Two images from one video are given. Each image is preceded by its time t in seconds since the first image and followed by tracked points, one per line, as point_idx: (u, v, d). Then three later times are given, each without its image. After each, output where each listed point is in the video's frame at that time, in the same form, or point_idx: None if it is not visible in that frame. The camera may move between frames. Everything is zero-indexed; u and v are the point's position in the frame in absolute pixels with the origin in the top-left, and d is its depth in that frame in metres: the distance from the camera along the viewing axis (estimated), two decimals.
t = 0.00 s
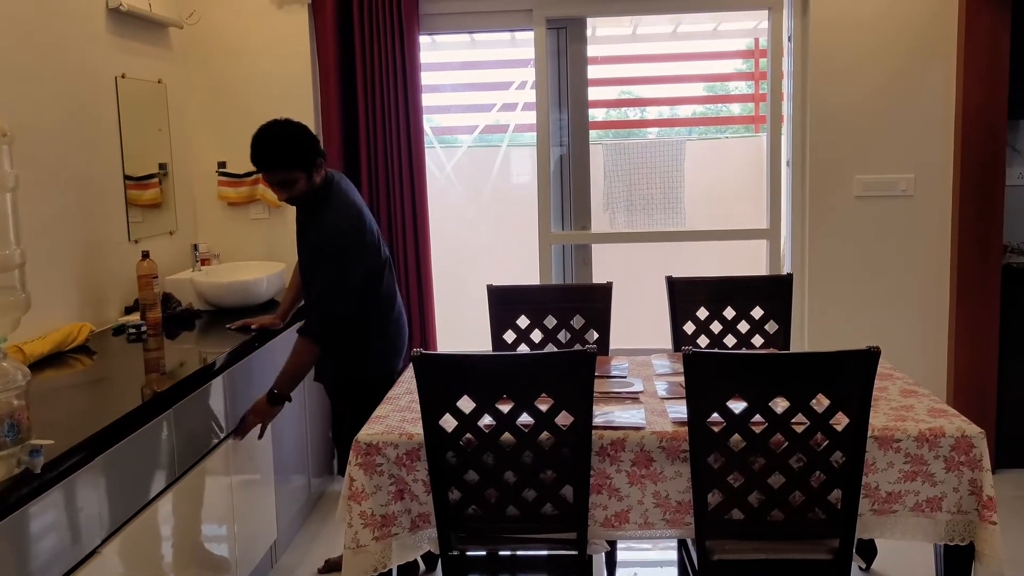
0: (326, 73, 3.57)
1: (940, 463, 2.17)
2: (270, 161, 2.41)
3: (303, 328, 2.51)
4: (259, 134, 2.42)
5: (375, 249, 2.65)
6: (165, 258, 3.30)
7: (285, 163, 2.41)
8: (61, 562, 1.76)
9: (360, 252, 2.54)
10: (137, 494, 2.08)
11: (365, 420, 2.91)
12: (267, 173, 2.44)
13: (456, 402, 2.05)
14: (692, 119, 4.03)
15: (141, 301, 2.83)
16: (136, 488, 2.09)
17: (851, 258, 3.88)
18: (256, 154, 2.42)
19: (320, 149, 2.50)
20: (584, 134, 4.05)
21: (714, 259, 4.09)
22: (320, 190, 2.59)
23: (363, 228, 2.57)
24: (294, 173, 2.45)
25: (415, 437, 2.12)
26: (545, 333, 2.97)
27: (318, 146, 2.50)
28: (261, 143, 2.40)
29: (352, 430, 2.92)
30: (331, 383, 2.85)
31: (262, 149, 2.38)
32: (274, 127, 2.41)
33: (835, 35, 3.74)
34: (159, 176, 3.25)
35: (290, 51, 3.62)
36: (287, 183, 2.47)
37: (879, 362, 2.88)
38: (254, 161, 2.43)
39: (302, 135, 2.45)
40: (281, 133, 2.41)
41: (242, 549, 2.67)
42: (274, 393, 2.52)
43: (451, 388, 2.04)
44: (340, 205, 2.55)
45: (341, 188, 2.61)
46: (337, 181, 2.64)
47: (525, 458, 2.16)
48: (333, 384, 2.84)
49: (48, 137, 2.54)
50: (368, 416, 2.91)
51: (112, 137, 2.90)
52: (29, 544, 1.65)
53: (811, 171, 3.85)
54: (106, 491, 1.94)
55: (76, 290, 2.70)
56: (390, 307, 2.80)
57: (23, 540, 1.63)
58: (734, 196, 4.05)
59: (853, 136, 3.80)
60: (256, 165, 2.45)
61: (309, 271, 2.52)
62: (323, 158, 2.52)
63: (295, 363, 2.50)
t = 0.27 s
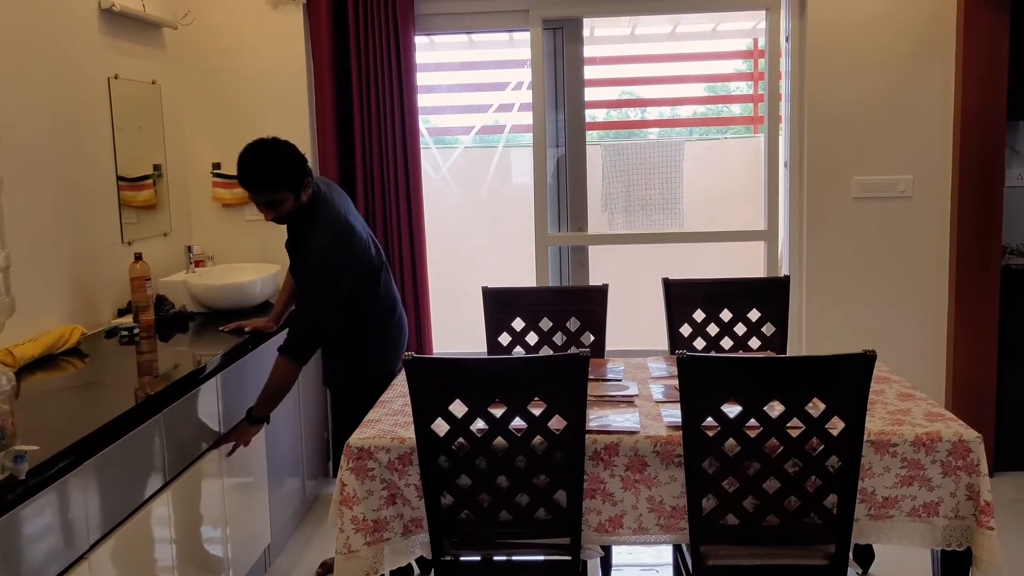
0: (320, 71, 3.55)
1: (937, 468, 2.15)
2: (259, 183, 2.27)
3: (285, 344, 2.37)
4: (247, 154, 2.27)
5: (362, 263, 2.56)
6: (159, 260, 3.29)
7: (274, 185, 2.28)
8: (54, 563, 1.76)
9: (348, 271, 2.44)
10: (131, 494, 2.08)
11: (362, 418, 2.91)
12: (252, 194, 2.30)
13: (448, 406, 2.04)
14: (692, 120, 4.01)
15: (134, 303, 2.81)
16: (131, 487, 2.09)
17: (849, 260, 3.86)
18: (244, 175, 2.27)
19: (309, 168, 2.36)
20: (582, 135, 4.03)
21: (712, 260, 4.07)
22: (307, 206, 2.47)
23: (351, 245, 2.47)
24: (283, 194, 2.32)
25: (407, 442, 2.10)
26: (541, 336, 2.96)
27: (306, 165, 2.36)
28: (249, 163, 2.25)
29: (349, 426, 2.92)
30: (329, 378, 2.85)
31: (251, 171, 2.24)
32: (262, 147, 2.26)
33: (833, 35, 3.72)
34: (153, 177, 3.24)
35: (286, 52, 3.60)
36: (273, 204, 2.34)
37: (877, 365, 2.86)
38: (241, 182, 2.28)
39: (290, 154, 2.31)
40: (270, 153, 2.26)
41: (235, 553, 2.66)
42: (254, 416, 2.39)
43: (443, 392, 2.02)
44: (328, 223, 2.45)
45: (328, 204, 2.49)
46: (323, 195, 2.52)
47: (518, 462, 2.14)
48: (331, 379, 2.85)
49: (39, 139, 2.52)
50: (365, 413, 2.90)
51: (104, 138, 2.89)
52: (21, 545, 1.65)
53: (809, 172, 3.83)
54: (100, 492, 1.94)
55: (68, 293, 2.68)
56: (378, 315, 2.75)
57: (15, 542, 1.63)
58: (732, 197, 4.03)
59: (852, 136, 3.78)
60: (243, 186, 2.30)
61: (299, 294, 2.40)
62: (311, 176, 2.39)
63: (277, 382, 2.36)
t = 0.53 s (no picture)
0: (313, 70, 3.55)
1: (926, 468, 2.16)
2: (253, 195, 2.23)
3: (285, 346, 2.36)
4: (239, 166, 2.22)
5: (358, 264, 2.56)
6: (152, 260, 3.29)
7: (268, 196, 2.24)
8: (47, 562, 1.77)
9: (346, 278, 2.43)
10: (124, 493, 2.08)
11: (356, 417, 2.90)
12: (246, 206, 2.27)
13: (439, 406, 2.04)
14: (687, 119, 4.02)
15: (126, 303, 2.81)
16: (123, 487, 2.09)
17: (842, 259, 3.87)
18: (237, 187, 2.23)
19: (301, 178, 2.33)
20: (575, 135, 4.04)
21: (705, 260, 4.08)
22: (301, 211, 2.45)
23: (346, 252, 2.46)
24: (277, 203, 2.28)
25: (398, 442, 2.11)
26: (533, 336, 2.96)
27: (299, 174, 2.33)
28: (243, 174, 2.21)
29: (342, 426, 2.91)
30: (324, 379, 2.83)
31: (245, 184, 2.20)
32: (254, 158, 2.22)
33: (825, 36, 3.73)
34: (146, 177, 3.23)
35: (279, 51, 3.60)
36: (268, 214, 2.31)
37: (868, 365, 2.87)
38: (235, 193, 2.24)
39: (283, 164, 2.27)
40: (263, 164, 2.23)
41: (228, 553, 2.66)
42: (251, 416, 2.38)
43: (434, 392, 2.02)
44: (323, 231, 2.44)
45: (320, 211, 2.47)
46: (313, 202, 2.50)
47: (509, 462, 2.15)
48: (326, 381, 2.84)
49: (31, 138, 2.52)
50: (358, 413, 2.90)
51: (97, 137, 2.88)
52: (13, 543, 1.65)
53: (802, 172, 3.84)
54: (92, 491, 1.95)
55: (60, 292, 2.68)
56: (371, 315, 2.74)
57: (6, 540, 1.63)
58: (726, 197, 4.03)
59: (845, 136, 3.79)
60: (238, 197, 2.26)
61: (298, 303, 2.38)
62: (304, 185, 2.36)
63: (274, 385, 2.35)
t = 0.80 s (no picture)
0: (306, 69, 3.56)
1: (915, 463, 2.19)
2: (251, 194, 2.24)
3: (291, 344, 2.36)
4: (236, 165, 2.23)
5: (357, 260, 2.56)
6: (146, 258, 3.29)
7: (266, 194, 2.25)
8: (41, 561, 1.77)
9: (347, 274, 2.43)
10: (118, 491, 2.09)
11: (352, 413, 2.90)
12: (243, 204, 2.27)
13: (433, 404, 2.06)
14: (678, 118, 4.04)
15: (120, 302, 2.82)
16: (117, 486, 2.09)
17: (832, 257, 3.90)
18: (234, 187, 2.23)
19: (297, 174, 2.34)
20: (567, 134, 4.06)
21: (696, 258, 4.10)
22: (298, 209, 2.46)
23: (346, 246, 2.47)
24: (274, 203, 2.29)
25: (393, 438, 2.12)
26: (526, 334, 2.98)
27: (294, 171, 2.34)
28: (240, 174, 2.22)
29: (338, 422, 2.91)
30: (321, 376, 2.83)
31: (243, 183, 2.20)
32: (250, 157, 2.23)
33: (816, 36, 3.76)
34: (140, 175, 3.24)
35: (273, 50, 3.61)
36: (265, 213, 2.31)
37: (858, 363, 2.90)
38: (232, 194, 2.25)
39: (279, 161, 2.28)
40: (260, 162, 2.24)
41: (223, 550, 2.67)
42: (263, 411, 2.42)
43: (428, 389, 2.04)
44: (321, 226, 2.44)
45: (315, 208, 2.48)
46: (307, 200, 2.51)
47: (503, 459, 2.16)
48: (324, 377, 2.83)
49: (25, 137, 2.53)
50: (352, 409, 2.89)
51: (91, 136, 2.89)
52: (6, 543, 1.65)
53: (793, 171, 3.87)
54: (84, 491, 1.94)
55: (54, 291, 2.68)
56: (369, 312, 2.75)
57: None
58: (718, 195, 4.06)
59: (835, 136, 3.82)
60: (235, 197, 2.26)
61: (302, 299, 2.37)
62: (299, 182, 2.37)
63: (281, 384, 2.39)
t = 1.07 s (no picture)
0: (300, 66, 3.58)
1: (904, 455, 2.23)
2: (250, 194, 2.25)
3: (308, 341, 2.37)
4: (233, 166, 2.25)
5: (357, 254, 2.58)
6: (140, 255, 3.30)
7: (264, 194, 2.27)
8: (38, 558, 1.77)
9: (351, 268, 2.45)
10: (114, 487, 2.10)
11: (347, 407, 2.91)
12: (240, 205, 2.29)
13: (431, 397, 2.08)
14: (664, 117, 4.09)
15: (116, 298, 2.83)
16: (112, 484, 2.09)
17: (821, 254, 3.95)
18: (233, 187, 2.25)
19: (293, 172, 2.36)
20: (558, 132, 4.08)
21: (686, 255, 4.14)
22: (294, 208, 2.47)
23: (347, 240, 2.49)
24: (272, 202, 2.31)
25: (390, 432, 2.15)
26: (520, 329, 3.01)
27: (289, 169, 2.36)
28: (238, 174, 2.23)
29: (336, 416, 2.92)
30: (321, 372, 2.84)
31: (242, 184, 2.22)
32: (247, 157, 2.25)
33: (805, 35, 3.80)
34: (133, 173, 3.24)
35: (266, 48, 3.62)
36: (263, 213, 2.33)
37: (847, 357, 2.94)
38: (231, 194, 2.26)
39: (275, 160, 2.30)
40: (256, 163, 2.25)
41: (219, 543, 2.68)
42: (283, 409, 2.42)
43: (425, 383, 2.06)
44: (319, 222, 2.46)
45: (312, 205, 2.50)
46: (303, 199, 2.53)
47: (499, 452, 2.19)
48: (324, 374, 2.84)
49: (21, 134, 2.53)
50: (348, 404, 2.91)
51: (86, 134, 2.89)
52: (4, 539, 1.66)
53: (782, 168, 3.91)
54: (81, 489, 1.95)
55: (51, 288, 2.69)
56: (368, 307, 2.77)
57: None
58: (708, 193, 4.09)
59: (824, 134, 3.87)
60: (234, 198, 2.28)
61: (307, 295, 2.38)
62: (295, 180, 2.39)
63: (306, 372, 2.40)
